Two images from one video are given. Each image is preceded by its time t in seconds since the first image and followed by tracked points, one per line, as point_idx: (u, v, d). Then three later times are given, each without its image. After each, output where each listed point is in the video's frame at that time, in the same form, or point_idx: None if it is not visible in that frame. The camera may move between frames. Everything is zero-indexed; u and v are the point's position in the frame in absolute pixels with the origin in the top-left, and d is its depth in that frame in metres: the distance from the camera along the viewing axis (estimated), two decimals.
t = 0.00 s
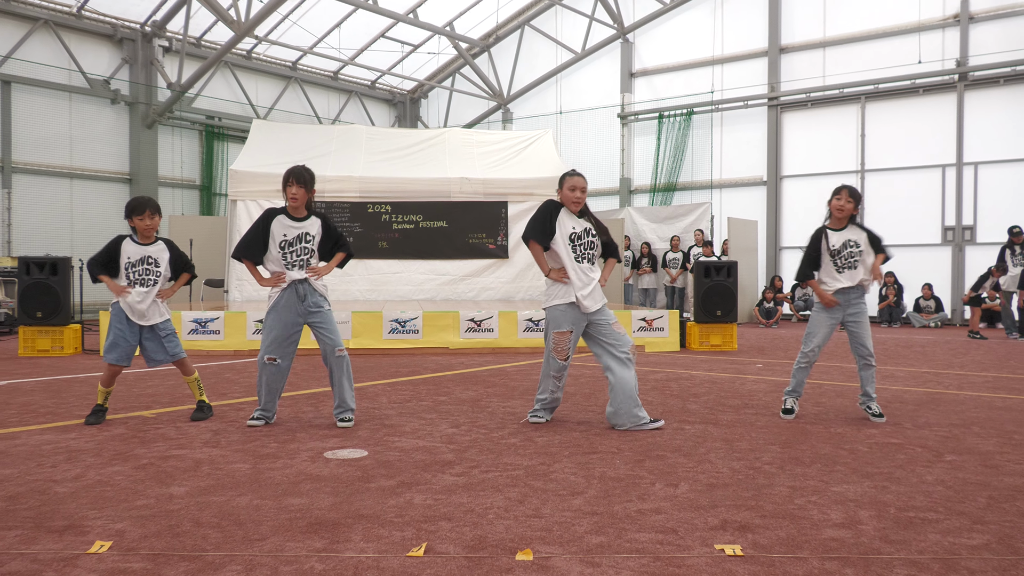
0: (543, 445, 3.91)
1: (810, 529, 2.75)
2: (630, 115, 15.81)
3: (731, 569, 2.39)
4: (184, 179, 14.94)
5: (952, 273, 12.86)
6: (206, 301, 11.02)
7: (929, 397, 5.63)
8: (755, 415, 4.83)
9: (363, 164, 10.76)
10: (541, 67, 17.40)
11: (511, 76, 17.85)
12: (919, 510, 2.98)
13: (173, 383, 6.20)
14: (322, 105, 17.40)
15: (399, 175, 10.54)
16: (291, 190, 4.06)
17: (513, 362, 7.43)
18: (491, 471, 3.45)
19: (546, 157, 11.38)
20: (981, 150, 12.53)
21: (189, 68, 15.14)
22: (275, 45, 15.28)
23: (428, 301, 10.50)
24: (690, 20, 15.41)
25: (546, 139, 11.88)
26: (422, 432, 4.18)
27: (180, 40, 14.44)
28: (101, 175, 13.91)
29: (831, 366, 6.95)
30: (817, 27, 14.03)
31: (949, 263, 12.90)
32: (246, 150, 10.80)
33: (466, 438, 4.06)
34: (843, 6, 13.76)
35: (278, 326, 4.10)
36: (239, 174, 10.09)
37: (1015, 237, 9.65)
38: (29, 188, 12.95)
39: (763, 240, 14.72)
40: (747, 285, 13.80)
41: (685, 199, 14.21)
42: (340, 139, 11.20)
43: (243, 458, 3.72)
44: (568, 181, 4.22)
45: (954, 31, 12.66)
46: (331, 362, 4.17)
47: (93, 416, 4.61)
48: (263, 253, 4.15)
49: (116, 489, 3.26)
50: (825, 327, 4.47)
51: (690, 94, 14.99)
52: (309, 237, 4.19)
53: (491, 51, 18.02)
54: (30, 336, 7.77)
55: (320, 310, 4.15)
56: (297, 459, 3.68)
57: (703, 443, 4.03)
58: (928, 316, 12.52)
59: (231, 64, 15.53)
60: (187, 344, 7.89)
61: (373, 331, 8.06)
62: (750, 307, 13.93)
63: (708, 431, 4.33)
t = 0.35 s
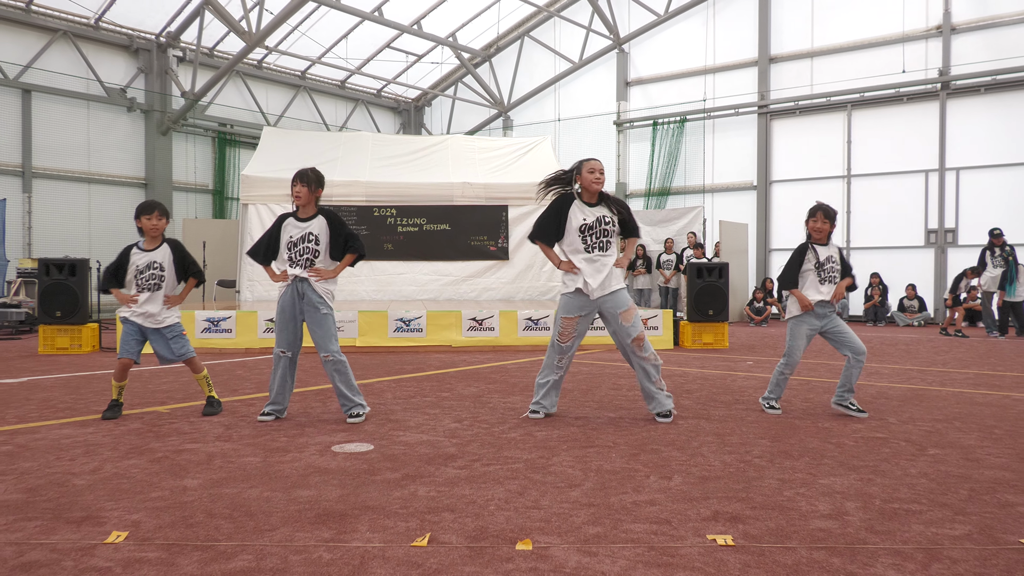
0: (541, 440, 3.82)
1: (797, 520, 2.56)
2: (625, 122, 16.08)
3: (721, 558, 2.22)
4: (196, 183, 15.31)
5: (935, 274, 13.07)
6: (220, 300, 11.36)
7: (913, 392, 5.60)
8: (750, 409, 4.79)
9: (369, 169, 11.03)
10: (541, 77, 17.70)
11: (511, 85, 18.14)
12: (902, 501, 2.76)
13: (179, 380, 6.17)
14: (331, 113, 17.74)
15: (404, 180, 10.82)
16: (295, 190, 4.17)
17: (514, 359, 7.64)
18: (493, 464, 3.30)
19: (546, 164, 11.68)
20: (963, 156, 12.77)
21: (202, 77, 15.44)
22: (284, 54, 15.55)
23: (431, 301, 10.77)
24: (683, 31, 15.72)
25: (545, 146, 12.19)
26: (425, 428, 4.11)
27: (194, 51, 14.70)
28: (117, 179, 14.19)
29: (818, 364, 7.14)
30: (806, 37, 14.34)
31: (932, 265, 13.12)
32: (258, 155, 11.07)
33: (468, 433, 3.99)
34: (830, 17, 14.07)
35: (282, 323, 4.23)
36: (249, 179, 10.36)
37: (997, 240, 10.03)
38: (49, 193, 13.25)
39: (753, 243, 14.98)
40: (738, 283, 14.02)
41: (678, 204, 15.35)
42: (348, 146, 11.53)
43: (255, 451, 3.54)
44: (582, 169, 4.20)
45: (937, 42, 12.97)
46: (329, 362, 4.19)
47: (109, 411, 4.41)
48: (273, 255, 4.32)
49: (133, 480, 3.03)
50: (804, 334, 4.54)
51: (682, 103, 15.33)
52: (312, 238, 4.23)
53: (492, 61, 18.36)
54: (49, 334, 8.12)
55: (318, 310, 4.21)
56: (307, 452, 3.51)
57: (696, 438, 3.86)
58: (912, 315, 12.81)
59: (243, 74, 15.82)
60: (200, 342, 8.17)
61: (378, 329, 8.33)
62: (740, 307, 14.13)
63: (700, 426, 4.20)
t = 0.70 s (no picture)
0: (541, 439, 3.88)
1: (795, 518, 2.58)
2: (624, 124, 16.23)
3: (720, 557, 2.24)
4: (200, 185, 15.37)
5: (929, 275, 13.16)
6: (223, 300, 11.54)
7: (908, 392, 5.62)
8: (748, 408, 4.86)
9: (371, 171, 11.11)
10: (540, 79, 17.82)
11: (511, 88, 18.28)
12: (898, 499, 2.78)
13: (183, 380, 6.24)
14: (333, 116, 17.87)
15: (406, 182, 10.89)
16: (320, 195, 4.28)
17: (514, 359, 7.73)
18: (493, 463, 3.36)
19: (545, 166, 11.76)
20: (958, 158, 12.85)
21: (206, 81, 15.56)
22: (287, 58, 15.66)
23: (432, 301, 10.85)
24: (681, 34, 15.83)
25: (544, 148, 12.28)
26: (426, 427, 4.19)
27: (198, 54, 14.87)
28: (122, 181, 14.28)
29: (816, 364, 7.23)
30: (802, 40, 14.45)
31: (927, 266, 13.21)
32: (262, 158, 11.17)
33: (469, 432, 4.06)
34: (827, 20, 14.16)
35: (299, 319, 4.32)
36: (252, 181, 10.44)
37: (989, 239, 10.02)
38: (55, 195, 13.34)
39: (750, 244, 15.07)
40: (735, 283, 14.11)
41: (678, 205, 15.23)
42: (350, 148, 11.64)
43: (257, 450, 3.59)
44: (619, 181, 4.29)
45: (931, 45, 13.07)
46: (342, 362, 4.28)
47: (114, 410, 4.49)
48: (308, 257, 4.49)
49: (137, 479, 3.06)
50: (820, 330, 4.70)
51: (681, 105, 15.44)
52: (333, 241, 4.31)
53: (493, 65, 18.48)
54: (55, 334, 8.18)
55: (336, 312, 4.28)
56: (308, 451, 3.57)
57: (694, 436, 3.94)
58: (907, 315, 12.90)
59: (247, 76, 15.94)
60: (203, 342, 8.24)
61: (380, 329, 8.40)
62: (738, 307, 14.22)
63: (700, 424, 4.27)
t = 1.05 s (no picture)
0: (542, 439, 3.88)
1: (795, 518, 2.58)
2: (624, 125, 16.26)
3: (721, 557, 2.24)
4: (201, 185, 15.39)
5: (929, 276, 13.16)
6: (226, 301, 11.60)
7: (908, 392, 5.60)
8: (749, 409, 4.86)
9: (371, 172, 11.11)
10: (540, 80, 17.83)
11: (511, 88, 18.29)
12: (898, 500, 2.78)
13: (183, 380, 6.23)
14: (333, 117, 17.87)
15: (406, 182, 10.90)
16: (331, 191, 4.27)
17: (513, 360, 7.73)
18: (493, 463, 3.36)
19: (545, 166, 11.76)
20: (958, 158, 12.85)
21: (206, 81, 15.56)
22: (287, 59, 15.66)
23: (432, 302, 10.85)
24: (681, 35, 15.84)
25: (544, 149, 12.27)
26: (426, 427, 4.19)
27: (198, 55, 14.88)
28: (122, 182, 14.29)
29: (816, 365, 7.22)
30: (802, 40, 14.46)
31: (927, 266, 13.21)
32: (262, 158, 11.18)
33: (469, 433, 4.06)
34: (827, 21, 14.17)
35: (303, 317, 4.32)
36: (253, 181, 10.45)
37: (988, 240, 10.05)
38: (55, 196, 13.35)
39: (751, 244, 15.07)
40: (735, 283, 14.13)
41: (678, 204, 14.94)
42: (350, 149, 11.65)
43: (257, 451, 3.59)
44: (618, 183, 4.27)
45: (931, 45, 13.07)
46: (345, 362, 4.27)
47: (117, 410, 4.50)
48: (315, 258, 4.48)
49: (137, 479, 3.06)
50: (823, 327, 4.71)
51: (681, 106, 15.45)
52: (340, 243, 4.32)
53: (493, 65, 18.49)
54: (55, 334, 8.20)
55: (341, 311, 4.28)
56: (308, 452, 3.57)
57: (695, 437, 3.94)
58: (907, 315, 12.90)
59: (247, 77, 15.95)
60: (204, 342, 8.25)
61: (380, 329, 8.40)
62: (738, 307, 14.23)
63: (700, 425, 4.27)
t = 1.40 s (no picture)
0: (542, 440, 3.88)
1: (795, 519, 2.58)
2: (624, 125, 16.30)
3: (721, 558, 2.24)
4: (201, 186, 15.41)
5: (929, 276, 13.17)
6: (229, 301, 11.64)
7: (907, 393, 5.59)
8: (749, 410, 4.86)
9: (371, 172, 11.11)
10: (540, 80, 17.83)
11: (511, 89, 18.29)
12: (898, 500, 2.78)
13: (183, 381, 6.24)
14: (333, 117, 17.88)
15: (406, 182, 10.90)
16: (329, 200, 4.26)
17: (513, 360, 7.73)
18: (493, 464, 3.36)
19: (545, 167, 11.76)
20: (958, 159, 12.85)
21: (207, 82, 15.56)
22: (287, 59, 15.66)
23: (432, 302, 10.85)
24: (681, 35, 15.84)
25: (544, 149, 12.27)
26: (426, 428, 4.19)
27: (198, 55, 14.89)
28: (122, 182, 14.29)
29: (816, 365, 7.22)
30: (802, 41, 14.46)
31: (927, 267, 13.21)
32: (262, 158, 11.18)
33: (468, 433, 4.06)
34: (827, 21, 14.18)
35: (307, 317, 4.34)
36: (253, 182, 10.45)
37: (987, 240, 10.09)
38: (55, 196, 13.35)
39: (751, 244, 15.08)
40: (735, 284, 14.14)
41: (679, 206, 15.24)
42: (350, 149, 11.65)
43: (257, 451, 3.59)
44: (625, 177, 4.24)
45: (931, 46, 13.07)
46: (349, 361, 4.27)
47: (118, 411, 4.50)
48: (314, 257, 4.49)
49: (138, 480, 3.06)
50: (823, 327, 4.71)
51: (681, 106, 15.47)
52: (341, 242, 4.32)
53: (493, 66, 18.49)
54: (55, 335, 8.20)
55: (345, 310, 4.28)
56: (308, 453, 3.56)
57: (695, 437, 3.94)
58: (907, 316, 12.91)
59: (247, 77, 15.95)
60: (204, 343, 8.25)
61: (379, 330, 8.40)
62: (738, 307, 14.27)
63: (700, 425, 4.27)
